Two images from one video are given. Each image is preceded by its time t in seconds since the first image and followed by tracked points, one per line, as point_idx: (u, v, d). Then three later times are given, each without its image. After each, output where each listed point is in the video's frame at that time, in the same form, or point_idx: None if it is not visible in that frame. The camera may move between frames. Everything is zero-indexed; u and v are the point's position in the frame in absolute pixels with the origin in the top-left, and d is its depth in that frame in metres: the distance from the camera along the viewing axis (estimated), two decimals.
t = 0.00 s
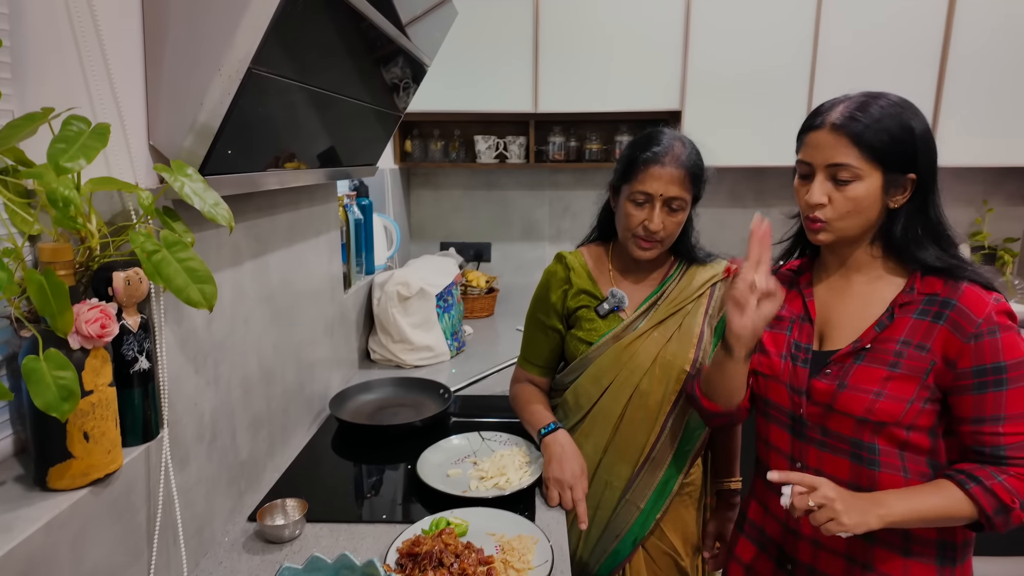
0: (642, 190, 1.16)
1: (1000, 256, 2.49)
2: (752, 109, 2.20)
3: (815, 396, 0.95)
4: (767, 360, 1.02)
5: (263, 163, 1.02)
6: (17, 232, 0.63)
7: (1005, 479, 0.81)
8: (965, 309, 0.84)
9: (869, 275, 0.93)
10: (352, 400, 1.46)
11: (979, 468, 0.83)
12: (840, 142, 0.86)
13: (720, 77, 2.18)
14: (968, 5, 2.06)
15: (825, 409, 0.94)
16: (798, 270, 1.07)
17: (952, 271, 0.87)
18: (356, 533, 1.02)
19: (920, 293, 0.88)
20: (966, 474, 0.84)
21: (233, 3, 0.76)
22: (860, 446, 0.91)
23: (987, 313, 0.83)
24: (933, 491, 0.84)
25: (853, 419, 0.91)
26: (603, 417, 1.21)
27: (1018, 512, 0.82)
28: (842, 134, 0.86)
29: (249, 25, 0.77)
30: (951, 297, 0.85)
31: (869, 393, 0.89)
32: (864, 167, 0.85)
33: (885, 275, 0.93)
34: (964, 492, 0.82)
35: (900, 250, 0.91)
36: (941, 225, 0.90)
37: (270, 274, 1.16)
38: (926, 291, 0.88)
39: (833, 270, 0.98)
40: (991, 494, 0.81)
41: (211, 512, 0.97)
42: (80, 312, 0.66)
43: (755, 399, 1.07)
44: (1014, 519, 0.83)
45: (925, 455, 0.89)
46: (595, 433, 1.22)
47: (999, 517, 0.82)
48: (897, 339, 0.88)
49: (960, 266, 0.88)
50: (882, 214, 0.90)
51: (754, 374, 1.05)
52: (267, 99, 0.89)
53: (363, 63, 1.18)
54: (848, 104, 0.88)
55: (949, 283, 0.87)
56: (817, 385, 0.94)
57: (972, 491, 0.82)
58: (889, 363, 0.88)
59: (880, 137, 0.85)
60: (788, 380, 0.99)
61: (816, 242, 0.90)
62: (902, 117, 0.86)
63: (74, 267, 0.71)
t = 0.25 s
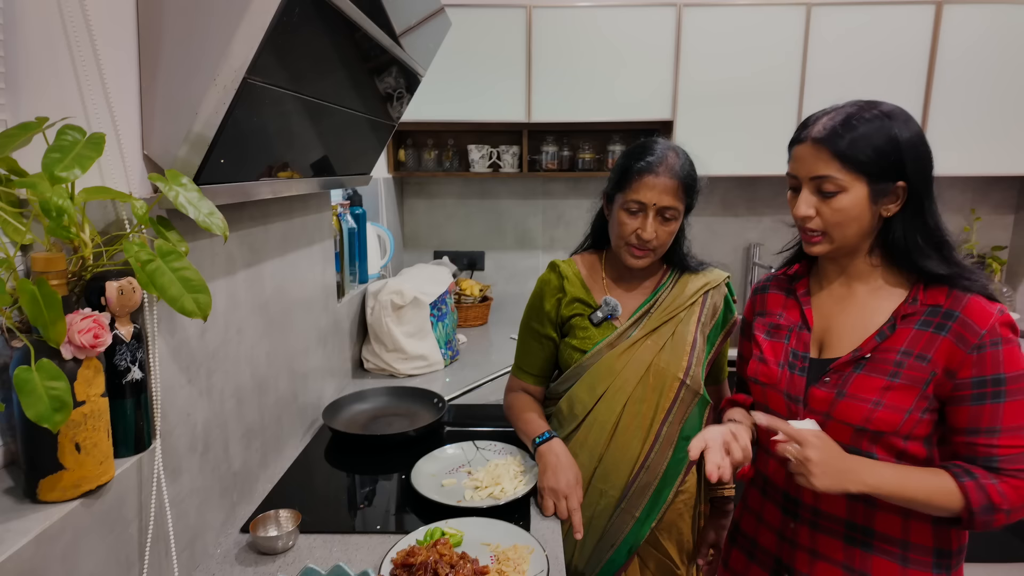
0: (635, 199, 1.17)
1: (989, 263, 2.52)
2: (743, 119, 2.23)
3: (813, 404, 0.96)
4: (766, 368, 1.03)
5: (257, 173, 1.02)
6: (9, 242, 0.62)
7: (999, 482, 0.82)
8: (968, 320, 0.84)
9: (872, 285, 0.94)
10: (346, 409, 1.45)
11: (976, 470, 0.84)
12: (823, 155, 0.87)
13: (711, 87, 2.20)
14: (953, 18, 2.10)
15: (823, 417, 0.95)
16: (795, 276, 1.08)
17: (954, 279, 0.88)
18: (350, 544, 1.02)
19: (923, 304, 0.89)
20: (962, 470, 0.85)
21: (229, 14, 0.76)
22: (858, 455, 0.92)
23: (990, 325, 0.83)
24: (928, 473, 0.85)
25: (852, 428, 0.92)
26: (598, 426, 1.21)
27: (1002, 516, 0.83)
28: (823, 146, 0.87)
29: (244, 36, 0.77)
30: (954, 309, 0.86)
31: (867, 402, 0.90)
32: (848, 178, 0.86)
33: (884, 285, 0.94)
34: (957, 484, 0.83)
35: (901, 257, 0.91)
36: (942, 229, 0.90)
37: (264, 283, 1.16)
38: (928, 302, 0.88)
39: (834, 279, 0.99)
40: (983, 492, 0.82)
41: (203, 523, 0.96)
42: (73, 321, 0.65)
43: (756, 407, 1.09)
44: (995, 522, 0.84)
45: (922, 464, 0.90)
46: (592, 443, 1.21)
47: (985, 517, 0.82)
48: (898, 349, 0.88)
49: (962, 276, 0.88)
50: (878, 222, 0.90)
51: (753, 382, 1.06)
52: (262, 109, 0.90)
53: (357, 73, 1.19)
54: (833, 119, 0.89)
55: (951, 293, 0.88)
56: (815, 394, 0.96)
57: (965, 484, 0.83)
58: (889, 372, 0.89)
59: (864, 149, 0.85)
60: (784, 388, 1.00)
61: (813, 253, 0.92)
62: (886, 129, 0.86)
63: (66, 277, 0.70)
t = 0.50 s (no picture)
0: (627, 207, 1.17)
1: (978, 270, 2.54)
2: (734, 128, 2.25)
3: (795, 409, 0.98)
4: (756, 372, 1.06)
5: (250, 181, 1.02)
6: None
7: (961, 494, 0.79)
8: (945, 329, 0.84)
9: (860, 293, 0.95)
10: (338, 418, 1.44)
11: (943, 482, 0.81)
12: (812, 167, 0.88)
13: (703, 97, 2.22)
14: (940, 29, 2.13)
15: (803, 422, 0.97)
16: (793, 282, 1.10)
17: (935, 289, 0.87)
18: (343, 554, 1.01)
19: (903, 313, 0.89)
20: (927, 482, 0.82)
21: (224, 23, 0.76)
22: (836, 460, 0.94)
23: (967, 335, 0.82)
24: (888, 490, 0.83)
25: (829, 433, 0.94)
26: (593, 434, 1.21)
27: (965, 529, 0.79)
28: (813, 158, 0.88)
29: (238, 45, 0.77)
30: (934, 318, 0.86)
31: (843, 408, 0.92)
32: (838, 189, 0.87)
33: (872, 293, 0.94)
34: (917, 496, 0.81)
35: (885, 266, 0.92)
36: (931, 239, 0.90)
37: (257, 291, 1.15)
38: (910, 311, 0.89)
39: (825, 286, 1.00)
40: (942, 502, 0.79)
41: (195, 534, 0.95)
42: (64, 330, 0.65)
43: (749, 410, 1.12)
44: (960, 536, 0.79)
45: (903, 474, 0.90)
46: (582, 451, 1.21)
47: (945, 529, 0.79)
48: (876, 357, 0.90)
49: (944, 286, 0.87)
50: (868, 231, 0.91)
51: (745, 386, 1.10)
52: (255, 117, 0.90)
53: (351, 82, 1.19)
54: (822, 130, 0.90)
55: (934, 303, 0.87)
56: (795, 399, 0.98)
57: (922, 494, 0.80)
58: (865, 380, 0.90)
59: (851, 160, 0.86)
60: (772, 393, 1.02)
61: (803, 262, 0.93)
62: (875, 140, 0.86)
63: (58, 285, 0.70)
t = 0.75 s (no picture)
0: (621, 214, 1.18)
1: (968, 277, 2.56)
2: (728, 136, 2.27)
3: (783, 413, 0.98)
4: (748, 377, 1.07)
5: (244, 188, 1.01)
6: None
7: (941, 502, 0.79)
8: (930, 335, 0.84)
9: (849, 300, 0.96)
10: (332, 426, 1.44)
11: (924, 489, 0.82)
12: (800, 176, 0.89)
13: (696, 105, 2.24)
14: (929, 38, 2.16)
15: (792, 426, 0.98)
16: (786, 288, 1.10)
17: (920, 296, 0.88)
18: (337, 564, 1.00)
19: (891, 319, 0.90)
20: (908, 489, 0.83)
21: (220, 30, 0.76)
22: (824, 465, 0.94)
23: (952, 341, 0.82)
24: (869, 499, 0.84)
25: (817, 438, 0.94)
26: (588, 441, 1.20)
27: (947, 536, 0.79)
28: (800, 167, 0.89)
29: (234, 52, 0.77)
30: (920, 324, 0.86)
31: (830, 413, 0.92)
32: (824, 198, 0.87)
33: (861, 300, 0.95)
34: (897, 504, 0.82)
35: (872, 273, 0.92)
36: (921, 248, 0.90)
37: (250, 298, 1.15)
38: (896, 317, 0.89)
39: (817, 292, 1.01)
40: (922, 509, 0.80)
41: (187, 543, 0.95)
42: (57, 338, 0.64)
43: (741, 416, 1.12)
44: (944, 543, 0.79)
45: (891, 479, 0.90)
46: (577, 457, 1.21)
47: (925, 535, 0.79)
48: (863, 362, 0.90)
49: (929, 293, 0.88)
50: (856, 238, 0.92)
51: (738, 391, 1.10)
52: (250, 124, 0.90)
53: (345, 89, 1.19)
54: (811, 138, 0.91)
55: (920, 310, 0.88)
56: (784, 403, 0.98)
57: (903, 501, 0.81)
58: (851, 385, 0.91)
59: (838, 170, 0.86)
60: (762, 398, 1.02)
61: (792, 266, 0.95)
62: (862, 150, 0.87)
63: (50, 293, 0.69)
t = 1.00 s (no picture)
0: (616, 220, 1.18)
1: (961, 282, 2.58)
2: (722, 143, 2.28)
3: (778, 418, 0.98)
4: (740, 384, 1.06)
5: (239, 194, 1.01)
6: None
7: (947, 505, 0.80)
8: (923, 337, 0.85)
9: (839, 303, 0.96)
10: (327, 433, 1.43)
11: (927, 491, 0.83)
12: (788, 179, 0.89)
13: (690, 112, 2.25)
14: (921, 47, 2.18)
15: (787, 431, 0.98)
16: (774, 295, 1.11)
17: (909, 298, 0.89)
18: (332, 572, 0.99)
19: (881, 321, 0.90)
20: (912, 493, 0.84)
21: (216, 36, 0.76)
22: (820, 469, 0.94)
23: (945, 342, 0.83)
24: (879, 503, 0.85)
25: (813, 442, 0.94)
26: (585, 447, 1.20)
27: (954, 539, 0.81)
28: (788, 171, 0.90)
29: (230, 57, 0.77)
30: (911, 325, 0.87)
31: (825, 416, 0.92)
32: (811, 201, 0.88)
33: (848, 304, 0.95)
34: (905, 508, 0.83)
35: (860, 277, 0.93)
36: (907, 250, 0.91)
37: (245, 304, 1.14)
38: (887, 319, 0.90)
39: (805, 297, 1.01)
40: (929, 514, 0.81)
41: (180, 553, 0.94)
42: (50, 344, 0.64)
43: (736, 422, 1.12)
44: (950, 545, 0.81)
45: (886, 481, 0.90)
46: (573, 463, 1.21)
47: (933, 538, 0.81)
48: (856, 365, 0.91)
49: (917, 295, 0.89)
50: (841, 242, 0.92)
51: (730, 397, 1.09)
52: (246, 130, 0.90)
53: (340, 96, 1.19)
54: (799, 143, 0.91)
55: (910, 312, 0.88)
56: (779, 408, 0.98)
57: (911, 507, 0.82)
58: (846, 388, 0.91)
59: (824, 174, 0.87)
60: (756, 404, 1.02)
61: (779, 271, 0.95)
62: (849, 155, 0.88)
63: (44, 298, 0.68)
